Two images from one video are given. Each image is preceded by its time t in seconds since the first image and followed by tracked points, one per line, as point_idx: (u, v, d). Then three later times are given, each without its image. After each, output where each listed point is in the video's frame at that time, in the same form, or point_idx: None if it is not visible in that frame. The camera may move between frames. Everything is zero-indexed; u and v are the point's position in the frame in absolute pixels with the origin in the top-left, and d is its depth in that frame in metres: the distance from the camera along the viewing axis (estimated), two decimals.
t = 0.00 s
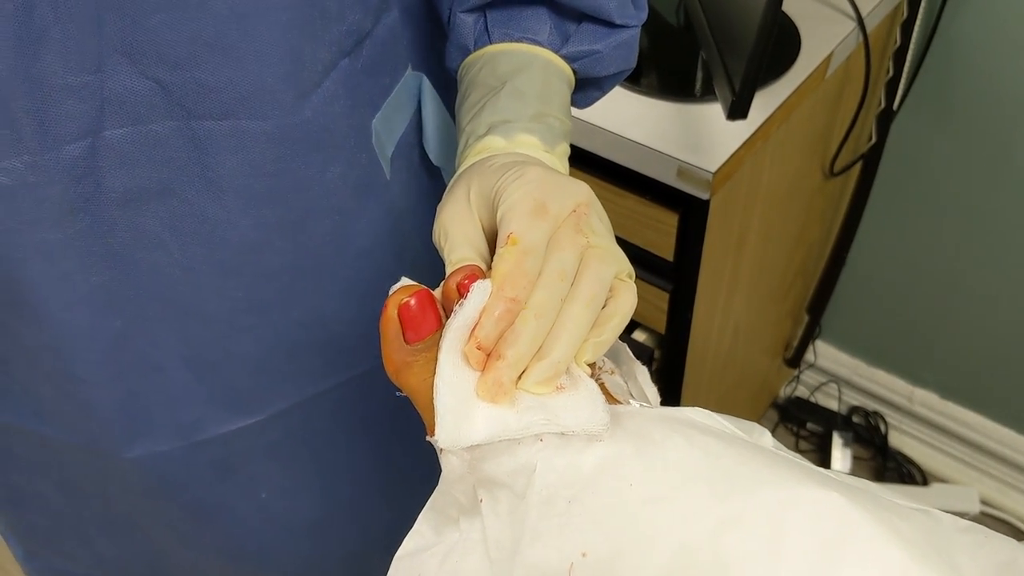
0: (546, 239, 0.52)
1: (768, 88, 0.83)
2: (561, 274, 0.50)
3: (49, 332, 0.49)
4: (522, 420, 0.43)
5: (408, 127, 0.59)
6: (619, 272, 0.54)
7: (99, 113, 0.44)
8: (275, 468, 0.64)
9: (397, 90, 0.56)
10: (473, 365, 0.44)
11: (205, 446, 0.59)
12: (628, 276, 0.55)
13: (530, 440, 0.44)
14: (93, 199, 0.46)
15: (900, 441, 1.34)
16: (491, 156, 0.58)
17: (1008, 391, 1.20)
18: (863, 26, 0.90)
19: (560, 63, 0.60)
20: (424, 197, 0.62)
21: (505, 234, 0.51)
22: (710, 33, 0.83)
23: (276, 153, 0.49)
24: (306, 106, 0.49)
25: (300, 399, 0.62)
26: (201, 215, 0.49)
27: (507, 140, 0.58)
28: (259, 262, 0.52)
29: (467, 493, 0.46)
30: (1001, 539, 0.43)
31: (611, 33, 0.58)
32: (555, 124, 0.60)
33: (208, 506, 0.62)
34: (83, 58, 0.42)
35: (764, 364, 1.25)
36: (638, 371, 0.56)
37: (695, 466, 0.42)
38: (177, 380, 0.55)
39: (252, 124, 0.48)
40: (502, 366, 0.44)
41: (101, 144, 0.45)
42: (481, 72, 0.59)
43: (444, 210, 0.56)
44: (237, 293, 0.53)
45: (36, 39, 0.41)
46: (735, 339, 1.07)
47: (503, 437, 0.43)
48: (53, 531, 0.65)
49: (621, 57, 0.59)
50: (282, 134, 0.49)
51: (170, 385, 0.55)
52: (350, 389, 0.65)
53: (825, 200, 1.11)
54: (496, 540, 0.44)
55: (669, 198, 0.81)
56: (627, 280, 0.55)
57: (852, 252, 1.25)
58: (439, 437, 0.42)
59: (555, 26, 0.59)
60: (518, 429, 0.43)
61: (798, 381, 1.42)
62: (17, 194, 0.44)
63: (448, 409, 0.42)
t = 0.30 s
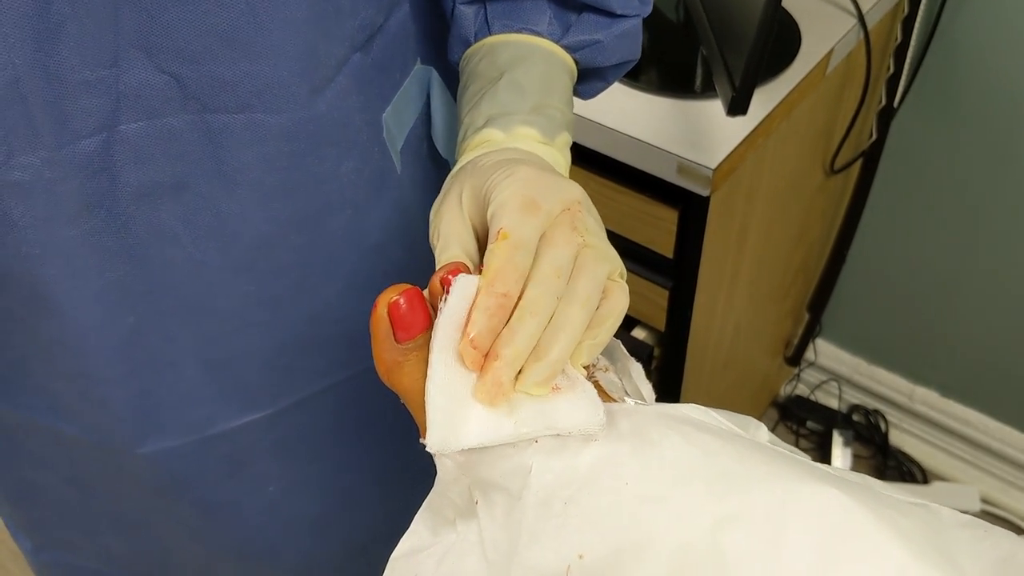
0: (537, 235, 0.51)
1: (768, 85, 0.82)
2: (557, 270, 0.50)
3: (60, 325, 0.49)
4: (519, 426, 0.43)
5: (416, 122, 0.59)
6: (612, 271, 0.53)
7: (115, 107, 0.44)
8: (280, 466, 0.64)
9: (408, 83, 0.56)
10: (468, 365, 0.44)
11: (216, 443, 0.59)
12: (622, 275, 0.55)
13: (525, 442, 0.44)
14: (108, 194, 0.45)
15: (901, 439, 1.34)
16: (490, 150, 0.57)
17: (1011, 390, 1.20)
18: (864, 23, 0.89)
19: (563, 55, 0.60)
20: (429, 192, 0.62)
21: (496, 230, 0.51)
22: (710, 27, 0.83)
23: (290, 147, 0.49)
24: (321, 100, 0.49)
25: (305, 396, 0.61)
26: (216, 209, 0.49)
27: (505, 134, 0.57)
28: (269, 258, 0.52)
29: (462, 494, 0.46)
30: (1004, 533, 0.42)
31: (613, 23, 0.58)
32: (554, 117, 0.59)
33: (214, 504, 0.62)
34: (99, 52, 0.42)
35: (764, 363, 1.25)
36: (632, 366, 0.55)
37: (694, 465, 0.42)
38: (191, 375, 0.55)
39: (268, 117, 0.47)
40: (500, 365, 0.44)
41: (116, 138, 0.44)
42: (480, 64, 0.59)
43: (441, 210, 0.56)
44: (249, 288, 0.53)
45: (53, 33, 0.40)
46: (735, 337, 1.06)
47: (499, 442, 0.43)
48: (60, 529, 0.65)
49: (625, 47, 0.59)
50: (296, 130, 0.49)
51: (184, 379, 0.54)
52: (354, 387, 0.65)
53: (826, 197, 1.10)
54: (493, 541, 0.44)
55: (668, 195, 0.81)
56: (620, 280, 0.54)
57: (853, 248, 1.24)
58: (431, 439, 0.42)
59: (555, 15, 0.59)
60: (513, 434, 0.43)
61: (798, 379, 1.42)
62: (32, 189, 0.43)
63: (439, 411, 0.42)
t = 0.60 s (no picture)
0: (516, 246, 0.51)
1: (760, 87, 0.82)
2: (541, 274, 0.49)
3: (58, 333, 0.48)
4: (503, 429, 0.44)
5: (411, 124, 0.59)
6: (600, 272, 0.53)
7: (109, 110, 0.44)
8: (276, 467, 0.64)
9: (404, 85, 0.57)
10: (456, 383, 0.44)
11: (211, 445, 0.59)
12: (612, 276, 0.55)
13: (509, 446, 0.44)
14: (103, 197, 0.45)
15: (897, 440, 1.34)
16: (485, 157, 0.58)
17: (1007, 391, 1.20)
18: (856, 25, 0.90)
19: (559, 57, 0.60)
20: (422, 194, 0.63)
21: (474, 248, 0.50)
22: (700, 29, 0.83)
23: (286, 146, 0.49)
24: (316, 101, 0.49)
25: (299, 397, 0.62)
26: (210, 211, 0.49)
27: (498, 139, 0.58)
28: (264, 259, 0.53)
29: (447, 498, 0.47)
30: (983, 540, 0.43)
31: (606, 22, 0.57)
32: (550, 118, 0.59)
33: (210, 505, 0.63)
34: (94, 54, 0.42)
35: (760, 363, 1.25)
36: (618, 371, 0.56)
37: (676, 469, 0.42)
38: (185, 377, 0.55)
39: (262, 120, 0.48)
40: (484, 378, 0.44)
41: (111, 141, 0.44)
42: (476, 71, 0.59)
43: (432, 219, 0.57)
44: (246, 289, 0.53)
45: (48, 36, 0.40)
46: (728, 339, 1.07)
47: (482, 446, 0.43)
48: (57, 531, 0.65)
49: (622, 45, 0.58)
50: (289, 129, 0.49)
51: (177, 382, 0.55)
52: (348, 388, 0.65)
53: (820, 198, 1.10)
54: (476, 545, 0.44)
55: (658, 197, 0.81)
56: (611, 280, 0.54)
57: (848, 251, 1.25)
58: (414, 444, 0.42)
59: (549, 19, 0.59)
60: (498, 437, 0.43)
61: (793, 380, 1.42)
62: (27, 193, 0.43)
63: (423, 414, 0.42)
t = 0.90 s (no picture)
0: (521, 242, 0.51)
1: (762, 88, 0.82)
2: (548, 269, 0.49)
3: (57, 336, 0.48)
4: (512, 420, 0.43)
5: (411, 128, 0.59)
6: (607, 267, 0.54)
7: (104, 112, 0.44)
8: (276, 470, 0.64)
9: (405, 89, 0.57)
10: (465, 375, 0.44)
11: (210, 448, 0.59)
12: (619, 271, 0.55)
13: (518, 440, 0.44)
14: (98, 200, 0.45)
15: (898, 440, 1.34)
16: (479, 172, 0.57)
17: (1008, 391, 1.20)
18: (859, 25, 0.90)
19: (560, 75, 0.60)
20: (424, 197, 0.63)
21: (480, 245, 0.50)
22: (703, 28, 0.84)
23: (282, 152, 0.49)
24: (312, 106, 0.49)
25: (300, 400, 0.62)
26: (205, 215, 0.49)
27: (491, 156, 0.58)
28: (262, 262, 0.52)
29: (454, 493, 0.46)
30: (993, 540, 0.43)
31: (606, 41, 0.57)
32: (547, 137, 0.59)
33: (211, 508, 0.62)
34: (87, 56, 0.42)
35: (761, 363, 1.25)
36: (627, 369, 0.56)
37: (684, 467, 0.42)
38: (183, 381, 0.55)
39: (257, 124, 0.48)
40: (495, 372, 0.44)
41: (107, 143, 0.44)
42: (473, 90, 0.59)
43: (436, 232, 0.57)
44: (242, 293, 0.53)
45: (41, 37, 0.40)
46: (731, 338, 1.07)
47: (491, 439, 0.43)
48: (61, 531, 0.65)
49: (622, 63, 0.58)
50: (286, 132, 0.49)
51: (175, 386, 0.54)
52: (352, 389, 0.65)
53: (822, 199, 1.10)
54: (484, 540, 0.45)
55: (661, 197, 0.81)
56: (617, 275, 0.55)
57: (849, 252, 1.25)
58: (426, 437, 0.42)
59: (550, 36, 0.58)
60: (508, 430, 0.43)
61: (795, 380, 1.42)
62: (21, 194, 0.43)
63: (435, 408, 0.42)
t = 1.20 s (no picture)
0: (530, 238, 0.51)
1: (764, 88, 0.83)
2: (558, 268, 0.49)
3: (35, 330, 0.48)
4: (520, 412, 0.44)
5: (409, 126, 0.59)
6: (613, 264, 0.54)
7: (80, 103, 0.43)
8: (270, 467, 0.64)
9: (400, 82, 0.57)
10: (472, 371, 0.44)
11: (199, 444, 0.58)
12: (625, 268, 0.55)
13: (523, 433, 0.44)
14: (78, 191, 0.45)
15: (899, 441, 1.34)
16: (481, 165, 0.57)
17: (1009, 391, 1.20)
18: (860, 27, 0.90)
19: (561, 65, 0.60)
20: (422, 196, 0.63)
21: (491, 242, 0.51)
22: (705, 29, 0.84)
23: (275, 145, 0.50)
24: (295, 100, 0.50)
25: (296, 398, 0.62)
26: (188, 209, 0.49)
27: (493, 148, 0.58)
28: (257, 256, 0.52)
29: (459, 487, 0.47)
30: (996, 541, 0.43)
31: (609, 32, 0.57)
32: (549, 128, 0.59)
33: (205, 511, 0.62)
34: (65, 48, 0.42)
35: (763, 363, 1.26)
36: (632, 367, 0.57)
37: (690, 464, 0.43)
38: (170, 375, 0.54)
39: (240, 117, 0.48)
40: (505, 369, 0.44)
41: (84, 135, 0.44)
42: (477, 79, 0.59)
43: (440, 222, 0.58)
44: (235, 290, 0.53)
45: (15, 27, 0.40)
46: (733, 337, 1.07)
47: (498, 432, 0.44)
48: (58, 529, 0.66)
49: (625, 54, 0.59)
50: (272, 127, 0.49)
51: (162, 381, 0.54)
52: (350, 387, 0.66)
53: (823, 199, 1.11)
54: (487, 535, 0.45)
55: (664, 198, 0.81)
56: (623, 273, 0.55)
57: (851, 253, 1.25)
58: (437, 431, 0.42)
59: (553, 26, 0.59)
60: (515, 422, 0.44)
61: (796, 380, 1.42)
62: None
63: (446, 401, 0.42)
